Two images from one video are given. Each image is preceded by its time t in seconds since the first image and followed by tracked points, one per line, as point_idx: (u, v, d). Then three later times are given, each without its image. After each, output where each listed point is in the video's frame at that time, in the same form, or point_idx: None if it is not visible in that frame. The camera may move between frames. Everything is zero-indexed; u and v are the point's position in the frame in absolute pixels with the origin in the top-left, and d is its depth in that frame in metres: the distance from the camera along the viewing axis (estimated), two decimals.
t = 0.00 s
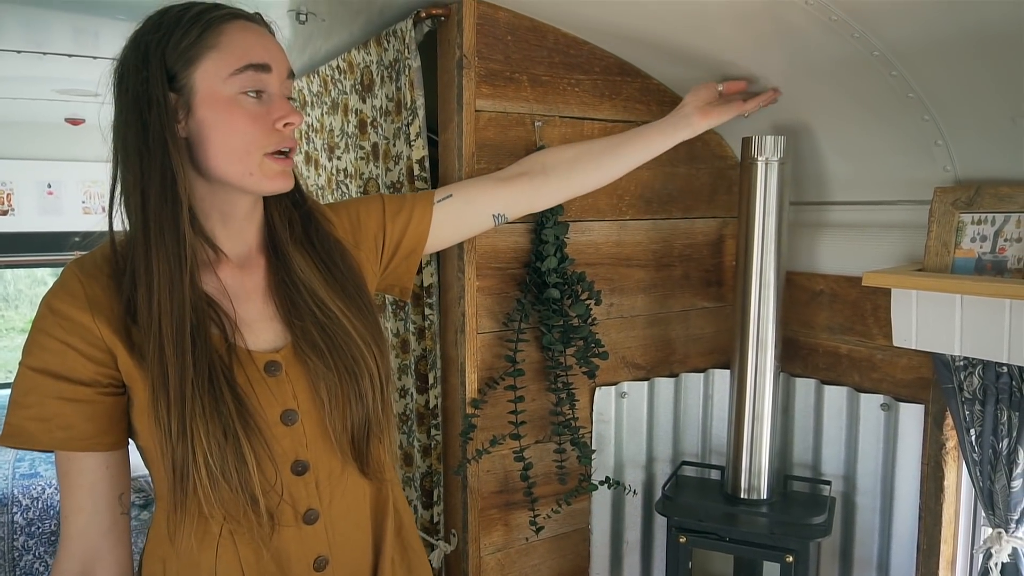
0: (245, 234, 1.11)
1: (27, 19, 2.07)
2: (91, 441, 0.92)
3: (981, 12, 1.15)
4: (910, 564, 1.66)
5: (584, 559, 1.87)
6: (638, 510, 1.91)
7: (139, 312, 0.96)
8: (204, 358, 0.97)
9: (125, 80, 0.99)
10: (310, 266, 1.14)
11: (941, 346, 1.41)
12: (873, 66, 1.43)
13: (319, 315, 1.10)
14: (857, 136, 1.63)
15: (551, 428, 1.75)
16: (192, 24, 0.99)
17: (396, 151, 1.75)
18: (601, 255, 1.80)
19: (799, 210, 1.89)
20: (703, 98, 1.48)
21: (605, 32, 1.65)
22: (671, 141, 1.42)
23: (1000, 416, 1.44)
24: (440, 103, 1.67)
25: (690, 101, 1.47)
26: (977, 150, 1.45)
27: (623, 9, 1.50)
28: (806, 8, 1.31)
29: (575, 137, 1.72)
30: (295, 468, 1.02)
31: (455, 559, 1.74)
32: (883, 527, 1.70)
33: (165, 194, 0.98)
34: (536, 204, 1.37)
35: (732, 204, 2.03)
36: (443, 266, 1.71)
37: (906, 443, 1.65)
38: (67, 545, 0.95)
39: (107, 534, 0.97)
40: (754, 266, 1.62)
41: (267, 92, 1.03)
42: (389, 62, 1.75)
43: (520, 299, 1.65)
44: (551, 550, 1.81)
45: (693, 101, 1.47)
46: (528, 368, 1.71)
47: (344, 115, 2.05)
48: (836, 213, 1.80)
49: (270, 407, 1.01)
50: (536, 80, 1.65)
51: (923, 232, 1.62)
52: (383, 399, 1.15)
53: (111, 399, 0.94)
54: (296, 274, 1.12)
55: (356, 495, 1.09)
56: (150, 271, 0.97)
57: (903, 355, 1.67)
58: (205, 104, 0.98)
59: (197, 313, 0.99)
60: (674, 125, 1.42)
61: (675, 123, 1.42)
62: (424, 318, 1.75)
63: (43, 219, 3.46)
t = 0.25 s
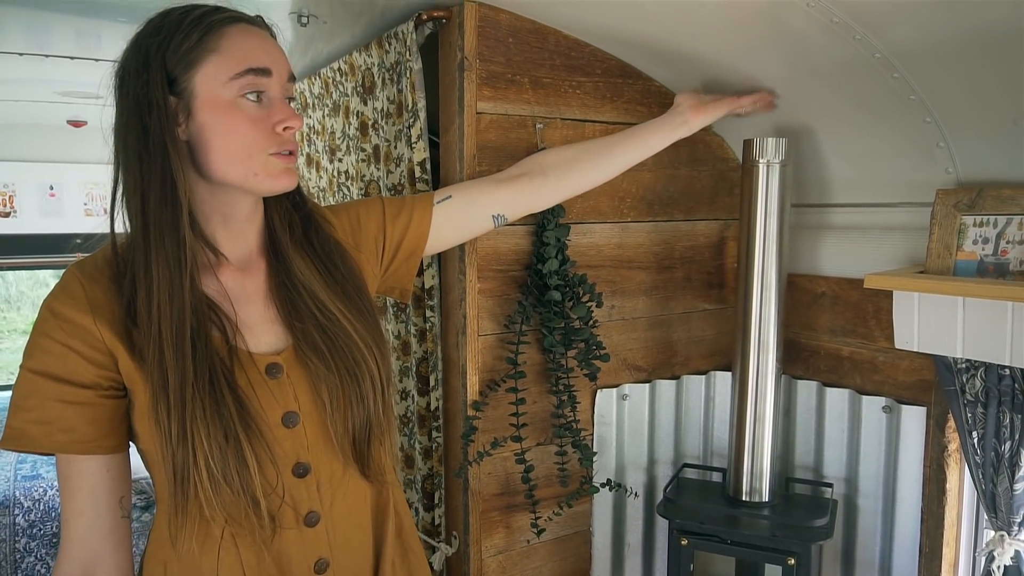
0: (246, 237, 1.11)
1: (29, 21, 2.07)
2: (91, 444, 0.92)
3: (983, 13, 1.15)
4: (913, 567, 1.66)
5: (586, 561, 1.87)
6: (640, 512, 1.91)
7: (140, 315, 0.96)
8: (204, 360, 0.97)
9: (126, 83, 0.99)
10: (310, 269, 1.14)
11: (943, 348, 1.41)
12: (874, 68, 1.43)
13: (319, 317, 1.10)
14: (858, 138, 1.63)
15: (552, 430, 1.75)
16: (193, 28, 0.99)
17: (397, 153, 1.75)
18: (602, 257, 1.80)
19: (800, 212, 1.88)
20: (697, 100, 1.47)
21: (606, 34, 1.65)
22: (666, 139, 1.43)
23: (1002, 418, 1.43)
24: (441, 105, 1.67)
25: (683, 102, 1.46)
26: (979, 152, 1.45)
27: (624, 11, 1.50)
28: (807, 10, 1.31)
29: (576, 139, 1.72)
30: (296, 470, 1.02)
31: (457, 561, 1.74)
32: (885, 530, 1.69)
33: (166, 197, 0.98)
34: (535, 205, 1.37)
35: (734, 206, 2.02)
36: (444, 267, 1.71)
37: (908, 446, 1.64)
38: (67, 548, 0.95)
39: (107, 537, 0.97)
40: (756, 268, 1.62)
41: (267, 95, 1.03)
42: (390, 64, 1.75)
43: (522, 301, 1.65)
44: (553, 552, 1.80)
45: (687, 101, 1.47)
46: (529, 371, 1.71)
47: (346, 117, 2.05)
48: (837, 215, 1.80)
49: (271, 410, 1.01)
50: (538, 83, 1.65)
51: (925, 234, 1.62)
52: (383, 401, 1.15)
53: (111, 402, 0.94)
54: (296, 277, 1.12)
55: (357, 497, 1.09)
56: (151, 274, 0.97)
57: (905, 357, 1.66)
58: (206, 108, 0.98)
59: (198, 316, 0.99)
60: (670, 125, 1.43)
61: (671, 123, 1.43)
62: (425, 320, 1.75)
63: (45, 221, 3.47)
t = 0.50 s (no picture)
0: (247, 239, 1.11)
1: (29, 24, 2.07)
2: (91, 445, 0.92)
3: (983, 14, 1.15)
4: (914, 569, 1.66)
5: (586, 563, 1.86)
6: (641, 514, 1.91)
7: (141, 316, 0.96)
8: (205, 362, 0.97)
9: (130, 84, 0.99)
10: (310, 271, 1.14)
11: (944, 350, 1.41)
12: (874, 69, 1.43)
13: (320, 320, 1.10)
14: (858, 139, 1.63)
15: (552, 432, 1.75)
16: (197, 30, 0.99)
17: (397, 155, 1.75)
18: (603, 258, 1.79)
19: (800, 213, 1.88)
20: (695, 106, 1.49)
21: (606, 36, 1.65)
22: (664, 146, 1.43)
23: (1003, 420, 1.43)
24: (441, 106, 1.67)
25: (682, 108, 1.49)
26: (979, 153, 1.45)
27: (624, 12, 1.50)
28: (807, 11, 1.31)
29: (576, 140, 1.72)
30: (295, 472, 1.02)
31: (457, 563, 1.73)
32: (887, 532, 1.69)
33: (169, 199, 0.98)
34: (534, 211, 1.37)
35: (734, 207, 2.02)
36: (444, 269, 1.71)
37: (909, 447, 1.64)
38: (67, 549, 0.94)
39: (107, 539, 0.96)
40: (756, 269, 1.61)
41: (270, 98, 1.03)
42: (390, 66, 1.75)
43: (522, 303, 1.65)
44: (554, 554, 1.80)
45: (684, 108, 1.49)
46: (529, 372, 1.71)
47: (346, 119, 2.05)
48: (837, 216, 1.80)
49: (271, 412, 1.00)
50: (538, 84, 1.65)
51: (925, 235, 1.62)
52: (383, 403, 1.15)
53: (112, 403, 0.94)
54: (296, 279, 1.12)
55: (356, 499, 1.09)
56: (153, 275, 0.97)
57: (906, 358, 1.66)
58: (209, 110, 0.98)
59: (199, 317, 0.99)
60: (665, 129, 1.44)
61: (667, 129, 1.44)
62: (425, 322, 1.75)
63: (46, 223, 3.47)
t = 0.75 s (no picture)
0: (247, 239, 1.11)
1: (28, 25, 2.07)
2: (90, 445, 0.92)
3: (982, 14, 1.15)
4: (914, 570, 1.65)
5: (586, 564, 1.86)
6: (641, 515, 1.90)
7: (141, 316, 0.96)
8: (205, 362, 0.97)
9: (136, 83, 0.99)
10: (310, 272, 1.14)
11: (944, 350, 1.41)
12: (874, 70, 1.43)
13: (319, 321, 1.10)
14: (858, 139, 1.63)
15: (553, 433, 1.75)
16: (206, 30, 0.99)
17: (397, 156, 1.75)
18: (602, 259, 1.79)
19: (800, 214, 1.88)
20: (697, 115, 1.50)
21: (605, 37, 1.65)
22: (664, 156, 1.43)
23: (1004, 421, 1.43)
24: (441, 107, 1.67)
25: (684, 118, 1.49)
26: (979, 154, 1.45)
27: (623, 13, 1.50)
28: (807, 11, 1.31)
29: (576, 141, 1.72)
30: (294, 472, 1.02)
31: (457, 564, 1.73)
32: (887, 533, 1.69)
33: (175, 198, 0.98)
34: (534, 218, 1.37)
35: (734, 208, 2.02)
36: (444, 270, 1.71)
37: (909, 448, 1.64)
38: (66, 549, 0.94)
39: (105, 538, 0.96)
40: (756, 270, 1.61)
41: (277, 100, 1.03)
42: (389, 67, 1.75)
43: (522, 304, 1.65)
44: (553, 555, 1.80)
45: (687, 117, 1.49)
46: (529, 373, 1.71)
47: (346, 120, 2.05)
48: (837, 217, 1.80)
49: (270, 412, 1.00)
50: (537, 85, 1.65)
51: (925, 236, 1.62)
52: (382, 405, 1.15)
53: (112, 402, 0.94)
54: (296, 280, 1.12)
55: (355, 500, 1.09)
56: (154, 275, 0.97)
57: (906, 359, 1.66)
58: (217, 110, 0.98)
59: (201, 317, 0.99)
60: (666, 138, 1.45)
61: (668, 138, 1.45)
62: (425, 323, 1.75)
63: (46, 224, 3.47)
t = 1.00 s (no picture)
0: (246, 240, 1.11)
1: (29, 26, 2.07)
2: (90, 445, 0.92)
3: (981, 15, 1.15)
4: (914, 571, 1.65)
5: (586, 565, 1.86)
6: (641, 516, 1.90)
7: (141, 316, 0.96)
8: (204, 362, 0.97)
9: (136, 83, 0.99)
10: (308, 272, 1.14)
11: (944, 351, 1.41)
12: (873, 71, 1.43)
13: (318, 321, 1.10)
14: (858, 140, 1.63)
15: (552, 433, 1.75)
16: (205, 31, 0.99)
17: (397, 156, 1.75)
18: (602, 260, 1.79)
19: (800, 215, 1.88)
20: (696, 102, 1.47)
21: (605, 38, 1.65)
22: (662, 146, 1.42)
23: (1003, 422, 1.43)
24: (441, 108, 1.67)
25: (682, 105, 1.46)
26: (979, 154, 1.45)
27: (623, 14, 1.50)
28: (807, 12, 1.31)
29: (576, 142, 1.72)
30: (294, 472, 1.02)
31: (457, 565, 1.73)
32: (887, 534, 1.69)
33: (174, 197, 0.98)
34: (530, 221, 1.37)
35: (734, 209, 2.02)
36: (444, 271, 1.71)
37: (909, 449, 1.64)
38: (65, 550, 0.94)
39: (104, 539, 0.96)
40: (756, 271, 1.61)
41: (275, 100, 1.03)
42: (389, 68, 1.75)
43: (522, 304, 1.65)
44: (553, 555, 1.80)
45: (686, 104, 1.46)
46: (529, 374, 1.71)
47: (346, 120, 2.05)
48: (837, 218, 1.80)
49: (269, 412, 1.00)
50: (537, 86, 1.65)
51: (925, 237, 1.62)
52: (380, 405, 1.15)
53: (111, 403, 0.94)
54: (295, 281, 1.12)
55: (354, 501, 1.09)
56: (153, 276, 0.97)
57: (905, 360, 1.66)
58: (215, 110, 0.98)
59: (200, 318, 0.99)
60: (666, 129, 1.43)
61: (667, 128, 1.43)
62: (425, 323, 1.75)
63: (45, 225, 3.48)
